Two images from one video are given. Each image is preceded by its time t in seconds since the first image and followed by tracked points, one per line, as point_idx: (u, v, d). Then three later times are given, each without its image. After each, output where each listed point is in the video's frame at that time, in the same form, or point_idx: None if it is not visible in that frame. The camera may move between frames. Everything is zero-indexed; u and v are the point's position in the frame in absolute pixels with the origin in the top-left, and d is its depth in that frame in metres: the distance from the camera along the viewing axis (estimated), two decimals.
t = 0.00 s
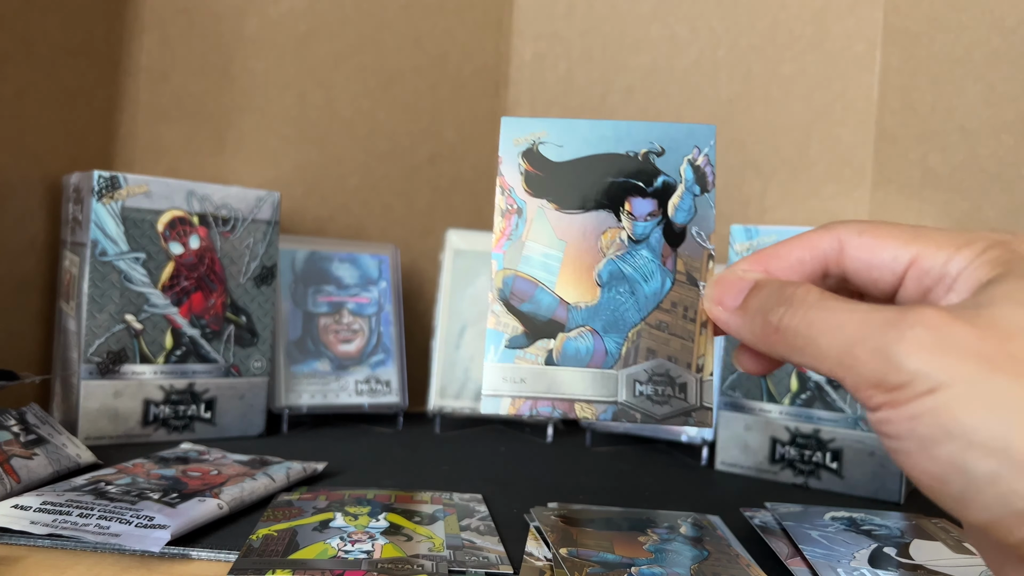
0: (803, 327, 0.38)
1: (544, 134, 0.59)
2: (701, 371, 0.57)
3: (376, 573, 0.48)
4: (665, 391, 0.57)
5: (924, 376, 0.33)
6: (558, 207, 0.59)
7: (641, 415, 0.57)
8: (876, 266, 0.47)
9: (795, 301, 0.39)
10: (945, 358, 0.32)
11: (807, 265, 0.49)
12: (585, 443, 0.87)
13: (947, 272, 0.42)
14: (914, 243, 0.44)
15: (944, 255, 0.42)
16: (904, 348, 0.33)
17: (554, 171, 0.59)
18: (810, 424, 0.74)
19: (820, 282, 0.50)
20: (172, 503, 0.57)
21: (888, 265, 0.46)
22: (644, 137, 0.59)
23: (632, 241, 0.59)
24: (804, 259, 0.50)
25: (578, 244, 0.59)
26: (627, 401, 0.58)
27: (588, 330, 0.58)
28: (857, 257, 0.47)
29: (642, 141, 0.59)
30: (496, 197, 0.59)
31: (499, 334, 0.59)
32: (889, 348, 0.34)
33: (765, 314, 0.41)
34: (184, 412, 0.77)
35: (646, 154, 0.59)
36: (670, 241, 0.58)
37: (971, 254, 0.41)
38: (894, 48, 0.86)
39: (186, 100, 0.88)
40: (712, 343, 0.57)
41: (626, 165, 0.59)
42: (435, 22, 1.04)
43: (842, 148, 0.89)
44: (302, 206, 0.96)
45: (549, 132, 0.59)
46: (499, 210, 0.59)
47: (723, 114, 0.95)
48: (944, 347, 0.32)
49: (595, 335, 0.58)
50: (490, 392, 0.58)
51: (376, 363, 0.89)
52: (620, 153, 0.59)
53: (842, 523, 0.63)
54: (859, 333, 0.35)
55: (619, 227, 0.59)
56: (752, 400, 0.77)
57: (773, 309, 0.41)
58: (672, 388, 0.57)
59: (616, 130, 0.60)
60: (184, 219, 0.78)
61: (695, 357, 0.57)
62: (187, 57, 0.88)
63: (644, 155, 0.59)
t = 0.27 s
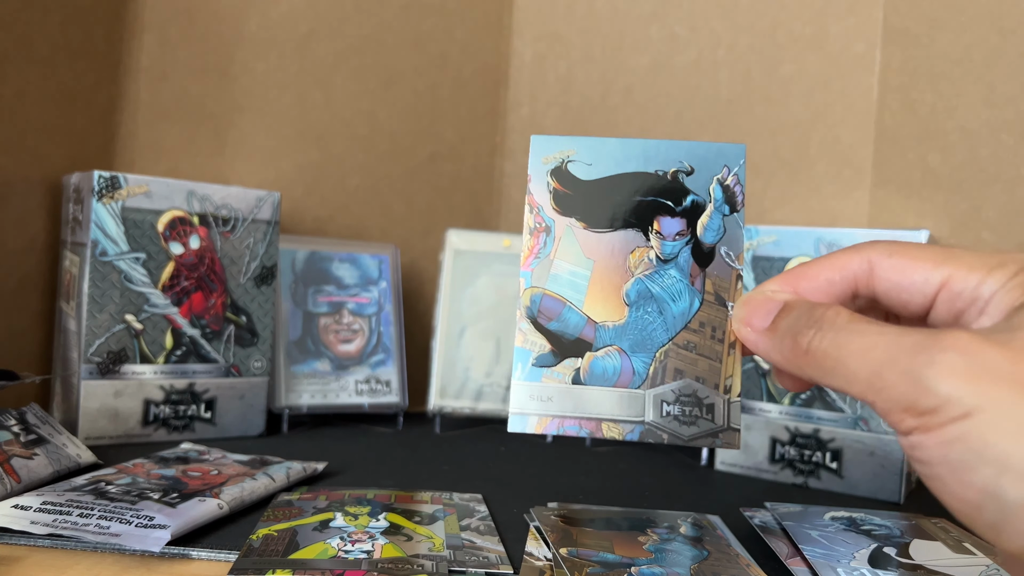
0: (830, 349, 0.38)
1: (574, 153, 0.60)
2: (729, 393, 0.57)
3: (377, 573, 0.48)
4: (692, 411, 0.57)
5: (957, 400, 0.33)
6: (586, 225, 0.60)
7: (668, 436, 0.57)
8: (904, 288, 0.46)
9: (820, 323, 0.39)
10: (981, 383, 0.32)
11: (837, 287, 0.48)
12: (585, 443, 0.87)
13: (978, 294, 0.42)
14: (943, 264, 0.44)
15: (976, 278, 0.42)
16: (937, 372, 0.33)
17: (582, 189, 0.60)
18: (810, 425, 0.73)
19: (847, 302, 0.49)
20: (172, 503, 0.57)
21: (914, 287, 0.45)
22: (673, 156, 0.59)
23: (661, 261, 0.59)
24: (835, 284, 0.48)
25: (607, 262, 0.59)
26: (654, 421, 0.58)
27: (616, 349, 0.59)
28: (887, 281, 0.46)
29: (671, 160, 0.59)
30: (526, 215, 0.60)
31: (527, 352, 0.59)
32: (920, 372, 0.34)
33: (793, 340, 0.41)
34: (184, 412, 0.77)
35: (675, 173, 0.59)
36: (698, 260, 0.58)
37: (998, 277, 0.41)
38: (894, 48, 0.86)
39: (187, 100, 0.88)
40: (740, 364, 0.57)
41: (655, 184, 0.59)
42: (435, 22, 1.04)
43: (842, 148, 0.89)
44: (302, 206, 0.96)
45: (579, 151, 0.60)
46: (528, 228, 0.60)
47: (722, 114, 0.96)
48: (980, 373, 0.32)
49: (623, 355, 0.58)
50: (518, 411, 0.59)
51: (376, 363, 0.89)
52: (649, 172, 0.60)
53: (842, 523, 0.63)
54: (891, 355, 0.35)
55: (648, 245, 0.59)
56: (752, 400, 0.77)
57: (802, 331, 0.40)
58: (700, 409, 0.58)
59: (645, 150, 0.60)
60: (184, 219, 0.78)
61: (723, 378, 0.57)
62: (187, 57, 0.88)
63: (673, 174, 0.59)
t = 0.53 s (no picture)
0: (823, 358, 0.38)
1: (569, 169, 0.61)
2: (727, 401, 0.58)
3: (377, 573, 0.48)
4: (691, 420, 0.58)
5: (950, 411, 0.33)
6: (583, 239, 0.61)
7: (669, 445, 0.57)
8: (900, 293, 0.46)
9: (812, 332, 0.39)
10: (971, 395, 0.32)
11: (834, 293, 0.49)
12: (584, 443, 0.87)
13: (971, 301, 0.42)
14: (939, 270, 0.44)
15: (969, 284, 0.42)
16: (929, 384, 0.33)
17: (579, 204, 0.61)
18: (810, 425, 0.73)
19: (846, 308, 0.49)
20: (172, 503, 0.57)
21: (911, 292, 0.46)
22: (667, 167, 0.60)
23: (657, 272, 0.60)
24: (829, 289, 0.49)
25: (604, 275, 0.60)
26: (655, 431, 0.58)
27: (615, 360, 0.59)
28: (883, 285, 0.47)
29: (665, 172, 0.60)
30: (523, 232, 0.61)
31: (526, 366, 0.60)
32: (912, 383, 0.34)
33: (785, 349, 0.40)
34: (184, 412, 0.77)
35: (669, 185, 0.60)
36: (694, 270, 0.59)
37: (993, 284, 0.41)
38: (893, 48, 0.86)
39: (187, 100, 0.88)
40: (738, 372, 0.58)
41: (650, 196, 0.60)
42: (435, 22, 1.04)
43: (842, 147, 0.89)
44: (302, 206, 0.96)
45: (574, 167, 0.61)
46: (527, 244, 0.61)
47: (722, 114, 0.96)
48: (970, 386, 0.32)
49: (621, 366, 0.59)
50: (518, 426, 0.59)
51: (376, 363, 0.89)
52: (644, 184, 0.60)
53: (841, 523, 0.63)
54: (881, 366, 0.35)
55: (643, 257, 0.60)
56: (752, 400, 0.77)
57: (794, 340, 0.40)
58: (699, 418, 0.58)
59: (640, 162, 0.61)
60: (185, 219, 0.78)
61: (720, 387, 0.58)
62: (188, 58, 0.88)
63: (668, 186, 0.60)
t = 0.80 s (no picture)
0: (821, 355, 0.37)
1: (576, 188, 0.63)
2: (746, 394, 0.55)
3: (377, 572, 0.49)
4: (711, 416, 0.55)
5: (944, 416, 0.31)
6: (595, 250, 0.61)
7: (689, 444, 0.55)
8: (909, 278, 0.45)
9: (809, 329, 0.38)
10: (967, 401, 0.30)
11: (847, 281, 0.48)
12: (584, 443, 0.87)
13: (975, 283, 0.41)
14: (947, 253, 0.43)
15: (975, 265, 0.41)
16: (923, 389, 0.31)
17: (588, 218, 0.62)
18: (809, 424, 0.74)
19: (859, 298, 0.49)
20: (172, 503, 0.57)
21: (919, 277, 0.45)
22: (671, 172, 0.60)
23: (667, 275, 0.59)
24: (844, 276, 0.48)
25: (615, 284, 0.60)
26: (675, 431, 0.56)
27: (631, 364, 0.58)
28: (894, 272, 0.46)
29: (670, 177, 0.60)
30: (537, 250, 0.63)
31: (547, 377, 0.60)
32: (906, 387, 0.32)
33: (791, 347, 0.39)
34: (184, 412, 0.77)
35: (673, 189, 0.59)
36: (704, 268, 0.58)
37: (998, 264, 0.40)
38: (893, 48, 0.86)
39: (187, 100, 0.89)
40: (756, 365, 0.55)
41: (656, 203, 0.60)
42: (435, 22, 1.04)
43: (842, 147, 0.89)
44: (302, 206, 0.96)
45: (581, 185, 0.63)
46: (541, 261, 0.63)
47: (722, 114, 0.96)
48: (964, 392, 0.30)
49: (638, 369, 0.58)
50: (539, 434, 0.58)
51: (376, 362, 0.90)
52: (650, 192, 0.60)
53: (841, 523, 0.63)
54: (875, 368, 0.33)
55: (653, 262, 0.60)
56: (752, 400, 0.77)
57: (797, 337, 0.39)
58: (718, 414, 0.55)
59: (643, 172, 0.61)
60: (185, 219, 0.78)
61: (739, 380, 0.55)
62: (188, 58, 0.88)
63: (673, 191, 0.59)
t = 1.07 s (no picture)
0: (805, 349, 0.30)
1: (605, 204, 0.63)
2: (766, 388, 0.53)
3: (377, 572, 0.49)
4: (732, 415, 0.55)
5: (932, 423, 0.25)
6: (626, 263, 0.61)
7: (714, 445, 0.55)
8: (911, 249, 0.37)
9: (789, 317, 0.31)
10: (959, 405, 0.24)
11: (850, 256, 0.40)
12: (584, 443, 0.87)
13: (977, 254, 0.33)
14: (958, 220, 0.35)
15: (980, 232, 0.33)
16: (911, 394, 0.26)
17: (617, 233, 0.62)
18: (809, 424, 0.74)
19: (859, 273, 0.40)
20: (173, 503, 0.57)
21: (920, 249, 0.36)
22: (689, 174, 0.57)
23: (688, 276, 0.57)
24: (853, 250, 0.40)
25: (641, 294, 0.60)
26: (700, 432, 0.56)
27: (658, 369, 0.59)
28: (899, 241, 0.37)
29: (688, 180, 0.57)
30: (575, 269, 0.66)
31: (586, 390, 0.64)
32: (893, 391, 0.26)
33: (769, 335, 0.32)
34: (184, 412, 0.77)
35: (694, 192, 0.57)
36: (722, 267, 0.55)
37: (1010, 233, 0.32)
38: (892, 49, 0.87)
39: (187, 101, 0.89)
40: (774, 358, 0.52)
41: (678, 208, 0.58)
42: (435, 22, 1.04)
43: (841, 148, 0.90)
44: (302, 206, 0.96)
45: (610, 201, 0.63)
46: (580, 279, 0.65)
47: (722, 114, 0.96)
48: (956, 399, 0.25)
49: (664, 374, 0.59)
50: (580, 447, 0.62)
51: (377, 362, 0.90)
52: (673, 198, 0.58)
53: (841, 523, 0.63)
54: (866, 369, 0.27)
55: (675, 266, 0.58)
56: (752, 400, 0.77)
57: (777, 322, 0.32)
58: (740, 411, 0.54)
59: (667, 177, 0.59)
60: (185, 219, 0.78)
61: (758, 375, 0.53)
62: (188, 58, 0.88)
63: (691, 194, 0.57)
